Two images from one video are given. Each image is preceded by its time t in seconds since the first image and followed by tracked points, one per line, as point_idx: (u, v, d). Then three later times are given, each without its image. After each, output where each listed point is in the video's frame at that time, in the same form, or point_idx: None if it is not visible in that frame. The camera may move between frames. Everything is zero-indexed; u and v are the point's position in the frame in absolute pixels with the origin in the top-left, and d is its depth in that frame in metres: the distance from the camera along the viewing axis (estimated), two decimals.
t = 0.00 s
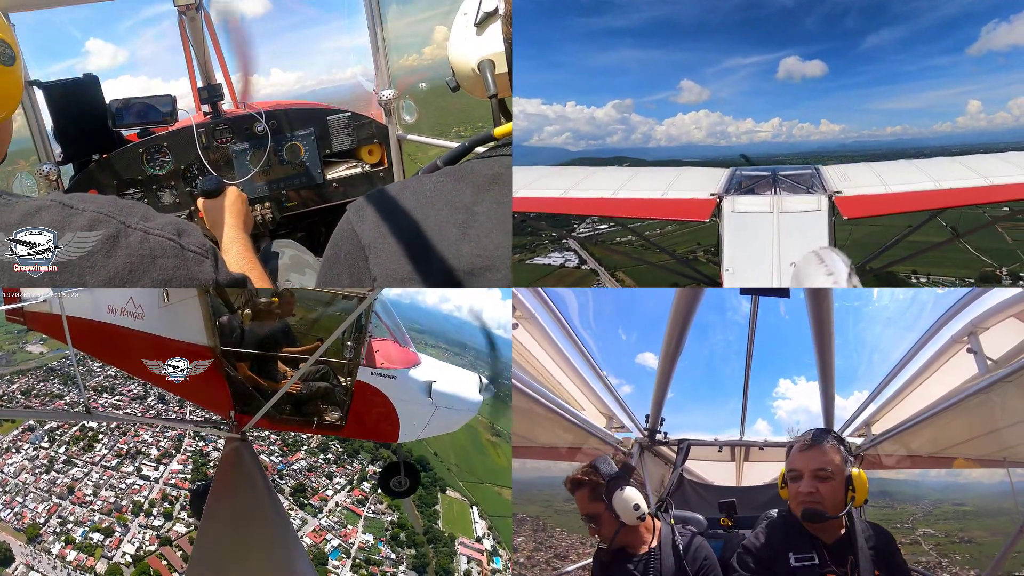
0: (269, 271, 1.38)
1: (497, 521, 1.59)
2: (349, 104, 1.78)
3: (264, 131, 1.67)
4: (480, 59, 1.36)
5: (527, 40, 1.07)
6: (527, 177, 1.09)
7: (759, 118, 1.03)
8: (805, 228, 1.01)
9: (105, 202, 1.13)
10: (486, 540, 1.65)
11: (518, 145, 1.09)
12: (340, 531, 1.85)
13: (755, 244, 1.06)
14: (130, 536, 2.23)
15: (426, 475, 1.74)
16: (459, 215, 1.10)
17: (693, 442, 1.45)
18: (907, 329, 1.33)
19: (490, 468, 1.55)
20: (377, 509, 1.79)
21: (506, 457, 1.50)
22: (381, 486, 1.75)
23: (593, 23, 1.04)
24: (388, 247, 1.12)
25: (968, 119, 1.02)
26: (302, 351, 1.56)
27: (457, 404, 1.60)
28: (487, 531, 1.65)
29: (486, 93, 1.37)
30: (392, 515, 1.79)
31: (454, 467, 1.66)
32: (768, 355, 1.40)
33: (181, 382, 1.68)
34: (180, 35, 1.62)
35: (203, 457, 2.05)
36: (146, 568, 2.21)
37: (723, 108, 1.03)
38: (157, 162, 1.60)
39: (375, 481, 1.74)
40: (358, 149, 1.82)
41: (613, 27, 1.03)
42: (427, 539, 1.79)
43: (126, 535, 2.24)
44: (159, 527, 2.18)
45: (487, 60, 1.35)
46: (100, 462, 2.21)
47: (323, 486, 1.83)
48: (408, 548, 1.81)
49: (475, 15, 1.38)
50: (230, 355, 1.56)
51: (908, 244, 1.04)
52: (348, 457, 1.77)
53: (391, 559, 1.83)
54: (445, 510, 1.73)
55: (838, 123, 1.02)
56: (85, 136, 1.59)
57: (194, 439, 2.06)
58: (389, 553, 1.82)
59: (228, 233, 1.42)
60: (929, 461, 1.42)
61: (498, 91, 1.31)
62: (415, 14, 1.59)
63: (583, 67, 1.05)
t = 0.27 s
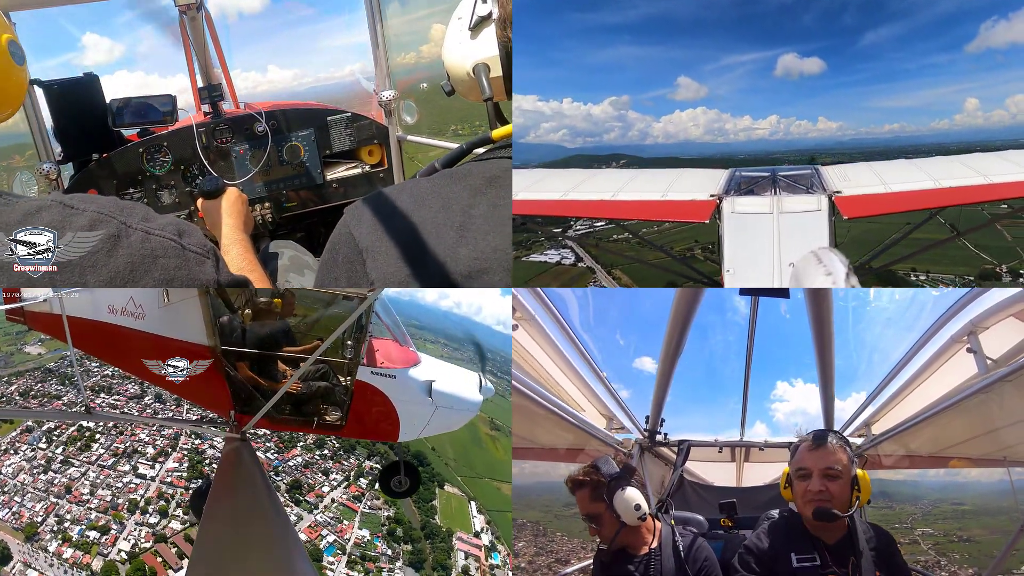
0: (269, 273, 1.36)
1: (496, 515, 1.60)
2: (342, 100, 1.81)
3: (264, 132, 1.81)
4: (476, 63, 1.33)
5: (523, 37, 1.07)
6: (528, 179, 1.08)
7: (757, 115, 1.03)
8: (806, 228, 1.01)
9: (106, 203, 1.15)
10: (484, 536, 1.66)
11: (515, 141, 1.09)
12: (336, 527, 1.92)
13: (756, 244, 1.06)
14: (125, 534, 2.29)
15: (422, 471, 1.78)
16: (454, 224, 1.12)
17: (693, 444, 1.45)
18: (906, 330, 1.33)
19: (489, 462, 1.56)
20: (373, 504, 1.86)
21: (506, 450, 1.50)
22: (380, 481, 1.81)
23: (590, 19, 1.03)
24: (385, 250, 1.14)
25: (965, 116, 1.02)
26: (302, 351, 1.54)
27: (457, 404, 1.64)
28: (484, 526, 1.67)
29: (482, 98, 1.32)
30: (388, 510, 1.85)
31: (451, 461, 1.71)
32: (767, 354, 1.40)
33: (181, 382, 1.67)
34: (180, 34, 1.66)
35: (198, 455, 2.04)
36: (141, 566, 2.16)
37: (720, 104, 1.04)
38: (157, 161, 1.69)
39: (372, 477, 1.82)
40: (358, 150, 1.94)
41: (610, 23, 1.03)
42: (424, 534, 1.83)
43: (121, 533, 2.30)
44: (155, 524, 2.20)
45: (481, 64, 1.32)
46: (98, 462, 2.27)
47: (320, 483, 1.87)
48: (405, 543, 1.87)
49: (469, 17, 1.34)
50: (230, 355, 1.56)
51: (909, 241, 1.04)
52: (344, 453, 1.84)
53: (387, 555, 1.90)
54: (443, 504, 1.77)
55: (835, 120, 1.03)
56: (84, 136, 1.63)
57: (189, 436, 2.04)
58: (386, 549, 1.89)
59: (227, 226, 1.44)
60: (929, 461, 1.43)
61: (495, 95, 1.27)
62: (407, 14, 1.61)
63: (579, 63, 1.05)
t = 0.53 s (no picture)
0: (268, 273, 1.32)
1: (492, 512, 1.63)
2: (347, 99, 1.81)
3: (264, 132, 1.74)
4: (474, 68, 1.27)
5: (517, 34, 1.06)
6: (528, 182, 1.09)
7: (755, 112, 1.03)
8: (806, 227, 1.01)
9: (102, 203, 1.13)
10: (481, 532, 1.70)
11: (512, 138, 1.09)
12: (331, 525, 1.96)
13: (756, 244, 1.06)
14: (121, 532, 2.31)
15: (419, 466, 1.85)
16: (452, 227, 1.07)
17: (693, 444, 1.46)
18: (906, 329, 1.33)
19: (483, 453, 1.62)
20: (369, 501, 1.93)
21: (506, 446, 1.52)
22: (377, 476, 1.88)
23: (586, 15, 1.03)
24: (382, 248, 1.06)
25: (962, 113, 1.03)
26: (302, 351, 1.54)
27: (458, 405, 1.68)
28: (481, 521, 1.72)
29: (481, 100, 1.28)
30: (383, 507, 1.92)
31: (449, 456, 1.80)
32: (767, 354, 1.40)
33: (181, 382, 1.67)
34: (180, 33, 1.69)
35: (193, 454, 2.08)
36: (135, 565, 2.22)
37: (718, 101, 1.03)
38: (158, 162, 1.65)
39: (368, 473, 1.87)
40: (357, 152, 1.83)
41: (606, 20, 1.02)
42: (419, 531, 1.89)
43: (116, 531, 2.33)
44: (150, 522, 2.23)
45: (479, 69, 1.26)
46: (94, 462, 2.28)
47: (315, 480, 1.89)
48: (400, 540, 1.93)
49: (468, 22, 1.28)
50: (230, 356, 1.56)
51: (909, 240, 1.03)
52: (340, 450, 1.88)
53: (382, 552, 1.95)
54: (438, 501, 1.86)
55: (835, 118, 1.02)
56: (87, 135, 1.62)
57: (185, 436, 2.08)
58: (380, 546, 1.94)
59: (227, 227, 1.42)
60: (930, 460, 1.42)
61: (491, 100, 1.22)
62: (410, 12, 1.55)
63: (573, 60, 1.04)
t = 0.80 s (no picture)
0: (266, 270, 1.35)
1: (487, 510, 1.67)
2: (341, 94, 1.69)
3: (265, 131, 1.63)
4: (472, 67, 1.26)
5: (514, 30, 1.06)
6: (528, 182, 1.08)
7: (753, 110, 1.04)
8: (807, 228, 1.01)
9: (86, 194, 1.13)
10: (477, 529, 1.76)
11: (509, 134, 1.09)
12: (324, 523, 2.00)
13: (756, 245, 1.06)
14: (114, 531, 2.31)
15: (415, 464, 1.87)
16: (450, 228, 1.04)
17: (693, 444, 1.46)
18: (906, 329, 1.33)
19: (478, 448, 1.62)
20: (362, 499, 1.99)
21: (501, 443, 1.53)
22: (372, 474, 1.91)
23: (583, 11, 1.02)
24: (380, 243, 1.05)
25: (959, 111, 1.02)
26: (302, 351, 1.53)
27: (458, 404, 1.68)
28: (478, 520, 1.76)
29: (478, 99, 1.27)
30: (378, 504, 1.99)
31: (445, 456, 1.81)
32: (767, 354, 1.40)
33: (181, 382, 1.67)
34: (179, 32, 1.63)
35: (188, 454, 2.09)
36: (128, 562, 2.28)
37: (716, 99, 1.03)
38: (157, 160, 1.60)
39: (362, 472, 1.91)
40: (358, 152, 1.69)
41: (602, 16, 1.01)
42: (415, 529, 1.97)
43: (110, 530, 2.32)
44: (143, 521, 2.26)
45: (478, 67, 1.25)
46: (89, 462, 2.27)
47: (309, 479, 1.93)
48: (395, 538, 2.00)
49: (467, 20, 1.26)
50: (230, 355, 1.56)
51: (909, 239, 1.03)
52: (335, 449, 1.90)
53: (376, 549, 2.03)
54: (433, 501, 1.90)
55: (831, 115, 1.02)
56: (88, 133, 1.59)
57: (180, 436, 2.09)
58: (374, 544, 2.02)
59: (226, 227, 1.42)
60: (930, 460, 1.42)
61: (490, 100, 1.22)
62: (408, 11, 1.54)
63: (570, 56, 1.04)
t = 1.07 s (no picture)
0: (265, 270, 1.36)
1: (486, 507, 1.64)
2: (343, 94, 1.68)
3: (264, 131, 1.64)
4: (465, 70, 1.17)
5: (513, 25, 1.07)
6: (528, 185, 1.08)
7: (750, 107, 1.04)
8: (808, 228, 1.01)
9: (79, 186, 1.13)
10: (473, 527, 1.71)
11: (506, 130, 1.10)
12: (316, 521, 1.89)
13: (757, 246, 1.06)
14: (108, 531, 2.29)
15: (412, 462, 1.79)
16: (448, 226, 1.05)
17: (694, 444, 1.46)
18: (906, 328, 1.33)
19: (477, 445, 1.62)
20: (359, 498, 1.87)
21: (499, 442, 1.52)
22: (366, 472, 1.82)
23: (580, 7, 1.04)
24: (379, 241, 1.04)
25: (956, 109, 1.02)
26: (303, 351, 1.53)
27: (458, 404, 1.63)
28: (474, 517, 1.71)
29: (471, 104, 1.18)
30: (374, 503, 1.86)
31: (441, 453, 1.74)
32: (767, 354, 1.40)
33: (182, 382, 1.66)
34: (180, 33, 1.45)
35: (183, 454, 2.05)
36: (122, 560, 2.29)
37: (713, 95, 1.03)
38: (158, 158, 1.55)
39: (357, 470, 1.83)
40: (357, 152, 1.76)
41: (600, 12, 1.03)
42: (409, 527, 1.86)
43: (104, 530, 2.30)
44: (137, 521, 2.23)
45: (472, 70, 1.15)
46: (84, 462, 2.26)
47: (303, 477, 1.85)
48: (390, 536, 1.87)
49: (459, 21, 1.17)
50: (230, 355, 1.56)
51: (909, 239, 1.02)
52: (329, 447, 1.82)
53: (369, 548, 1.89)
54: (429, 498, 1.80)
55: (828, 113, 1.02)
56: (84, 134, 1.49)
57: (175, 435, 2.07)
58: (368, 542, 1.89)
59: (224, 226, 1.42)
60: (930, 459, 1.42)
61: (482, 103, 1.12)
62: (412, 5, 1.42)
63: (569, 51, 1.05)
